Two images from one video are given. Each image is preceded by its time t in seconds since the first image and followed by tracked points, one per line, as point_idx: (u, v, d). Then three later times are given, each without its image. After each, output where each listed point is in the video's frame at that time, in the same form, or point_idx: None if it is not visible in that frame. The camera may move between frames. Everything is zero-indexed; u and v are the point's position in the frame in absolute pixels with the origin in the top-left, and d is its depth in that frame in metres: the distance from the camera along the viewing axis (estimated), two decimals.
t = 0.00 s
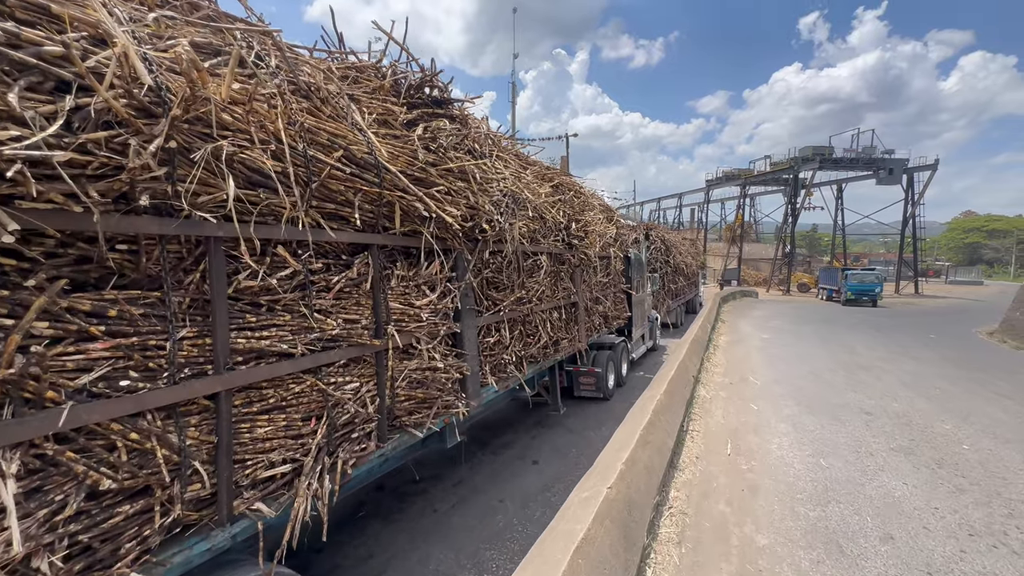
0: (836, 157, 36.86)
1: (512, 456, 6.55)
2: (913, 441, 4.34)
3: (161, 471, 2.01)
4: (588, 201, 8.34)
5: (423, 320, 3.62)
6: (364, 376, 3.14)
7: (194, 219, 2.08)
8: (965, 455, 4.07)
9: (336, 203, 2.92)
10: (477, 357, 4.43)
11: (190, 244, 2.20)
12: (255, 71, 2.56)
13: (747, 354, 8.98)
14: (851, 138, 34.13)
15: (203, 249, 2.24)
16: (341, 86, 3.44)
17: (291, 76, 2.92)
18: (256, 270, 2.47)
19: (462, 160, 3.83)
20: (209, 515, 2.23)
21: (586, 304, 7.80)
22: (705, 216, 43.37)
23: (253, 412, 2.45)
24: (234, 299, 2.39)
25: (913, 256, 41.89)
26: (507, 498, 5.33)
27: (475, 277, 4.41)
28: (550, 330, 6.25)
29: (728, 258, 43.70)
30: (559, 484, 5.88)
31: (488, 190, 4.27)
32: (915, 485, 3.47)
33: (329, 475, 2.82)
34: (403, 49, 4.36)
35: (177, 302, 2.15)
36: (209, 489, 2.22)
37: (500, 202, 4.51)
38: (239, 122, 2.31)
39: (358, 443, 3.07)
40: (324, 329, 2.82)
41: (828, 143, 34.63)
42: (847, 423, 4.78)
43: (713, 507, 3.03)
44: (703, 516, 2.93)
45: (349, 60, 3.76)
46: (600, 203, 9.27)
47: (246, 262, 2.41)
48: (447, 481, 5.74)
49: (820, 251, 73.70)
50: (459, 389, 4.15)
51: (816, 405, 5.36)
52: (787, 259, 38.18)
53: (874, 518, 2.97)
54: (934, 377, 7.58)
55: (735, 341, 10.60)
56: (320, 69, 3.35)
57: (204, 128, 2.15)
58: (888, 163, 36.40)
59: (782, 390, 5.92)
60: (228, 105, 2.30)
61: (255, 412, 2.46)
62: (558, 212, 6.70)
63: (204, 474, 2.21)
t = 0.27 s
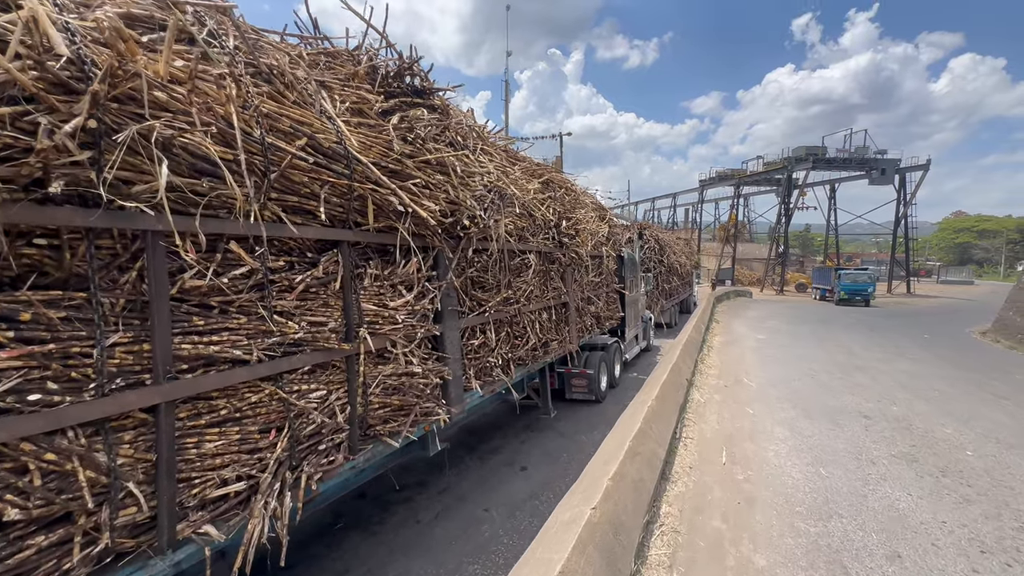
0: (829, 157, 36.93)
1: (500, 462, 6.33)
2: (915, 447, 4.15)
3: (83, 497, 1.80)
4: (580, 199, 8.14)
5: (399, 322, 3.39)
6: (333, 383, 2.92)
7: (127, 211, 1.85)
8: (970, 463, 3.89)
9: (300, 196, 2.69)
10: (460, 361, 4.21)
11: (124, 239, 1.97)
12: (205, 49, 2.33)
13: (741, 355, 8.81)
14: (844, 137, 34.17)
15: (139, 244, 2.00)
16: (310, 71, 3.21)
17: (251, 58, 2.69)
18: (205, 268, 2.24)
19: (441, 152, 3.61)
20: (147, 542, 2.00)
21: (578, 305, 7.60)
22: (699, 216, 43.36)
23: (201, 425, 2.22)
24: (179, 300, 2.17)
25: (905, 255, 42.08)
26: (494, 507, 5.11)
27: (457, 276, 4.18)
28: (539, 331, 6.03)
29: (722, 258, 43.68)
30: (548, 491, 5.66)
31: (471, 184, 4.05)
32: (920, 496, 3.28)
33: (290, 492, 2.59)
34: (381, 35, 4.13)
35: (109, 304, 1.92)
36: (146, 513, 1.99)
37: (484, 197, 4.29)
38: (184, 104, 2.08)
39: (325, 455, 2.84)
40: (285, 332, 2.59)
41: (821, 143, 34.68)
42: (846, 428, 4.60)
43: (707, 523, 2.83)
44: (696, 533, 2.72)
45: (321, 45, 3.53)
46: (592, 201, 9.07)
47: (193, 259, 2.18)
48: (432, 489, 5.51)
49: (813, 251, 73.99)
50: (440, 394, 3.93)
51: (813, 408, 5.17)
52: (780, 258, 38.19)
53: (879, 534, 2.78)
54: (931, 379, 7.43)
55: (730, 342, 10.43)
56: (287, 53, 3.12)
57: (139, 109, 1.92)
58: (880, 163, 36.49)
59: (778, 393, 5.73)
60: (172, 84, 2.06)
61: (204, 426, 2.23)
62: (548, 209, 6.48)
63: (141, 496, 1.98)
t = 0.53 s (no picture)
0: (824, 156, 36.92)
1: (487, 468, 6.09)
2: (920, 455, 3.94)
3: None
4: (571, 196, 7.91)
5: (371, 324, 3.15)
6: (294, 391, 2.68)
7: (35, 198, 1.63)
8: (978, 472, 3.68)
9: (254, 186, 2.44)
10: (440, 365, 3.98)
11: (34, 232, 1.72)
12: (139, 20, 2.08)
13: (736, 356, 8.61)
14: (839, 137, 34.12)
15: (53, 239, 1.75)
16: (272, 52, 2.96)
17: (199, 33, 2.44)
18: (137, 265, 2.00)
19: (418, 142, 3.37)
20: None
21: (569, 304, 7.37)
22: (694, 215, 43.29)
23: (132, 443, 1.97)
24: (105, 300, 1.92)
25: (899, 255, 42.14)
26: (479, 517, 4.87)
27: (436, 275, 3.94)
28: (528, 333, 5.80)
29: (717, 257, 43.62)
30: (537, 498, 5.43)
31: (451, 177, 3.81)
32: (928, 510, 3.07)
33: (241, 512, 2.35)
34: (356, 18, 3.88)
35: (16, 306, 1.67)
36: (61, 545, 1.74)
37: (466, 191, 4.05)
38: (107, 79, 1.84)
39: (284, 470, 2.60)
40: (236, 337, 2.34)
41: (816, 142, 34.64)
42: (846, 433, 4.40)
43: (701, 543, 2.60)
44: (689, 555, 2.50)
45: (287, 26, 3.28)
46: (585, 198, 8.85)
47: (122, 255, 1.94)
48: (414, 498, 5.26)
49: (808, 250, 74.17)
50: (417, 401, 3.69)
51: (812, 413, 4.97)
52: (775, 258, 38.14)
53: (887, 554, 2.56)
54: (930, 380, 7.26)
55: (725, 343, 10.22)
56: (246, 32, 2.86)
57: (48, 83, 1.67)
58: (874, 162, 36.50)
59: (775, 396, 5.53)
60: (91, 57, 1.82)
61: (136, 443, 1.98)
62: (537, 206, 6.25)
63: (55, 526, 1.74)
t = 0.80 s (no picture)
0: (821, 155, 36.85)
1: (478, 474, 5.90)
2: (926, 462, 3.77)
3: None
4: (565, 193, 7.72)
5: (347, 325, 2.96)
6: (259, 399, 2.48)
7: None
8: (988, 479, 3.51)
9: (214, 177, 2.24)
10: (424, 368, 3.79)
11: None
12: None
13: (734, 357, 8.45)
14: (835, 135, 34.09)
15: None
16: (240, 35, 2.76)
17: (152, 10, 2.24)
18: (73, 262, 1.80)
19: (398, 132, 3.18)
20: None
21: (563, 304, 7.19)
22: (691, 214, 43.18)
23: (67, 461, 1.77)
24: (35, 301, 1.73)
25: (895, 254, 42.15)
26: (467, 526, 4.68)
27: (420, 273, 3.75)
28: (519, 334, 5.62)
29: (713, 256, 43.55)
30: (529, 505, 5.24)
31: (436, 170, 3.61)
32: (938, 522, 2.89)
33: (197, 532, 2.15)
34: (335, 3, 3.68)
35: None
36: None
37: (452, 186, 3.86)
38: (35, 55, 1.65)
39: (248, 485, 2.40)
40: (192, 341, 2.14)
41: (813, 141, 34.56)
42: (849, 439, 4.23)
43: (698, 563, 2.42)
44: None
45: (258, 8, 3.07)
46: (579, 195, 8.67)
47: (56, 251, 1.74)
48: (401, 506, 5.07)
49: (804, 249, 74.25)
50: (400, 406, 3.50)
51: (812, 416, 4.80)
52: (772, 257, 38.08)
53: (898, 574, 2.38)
54: (931, 381, 7.10)
55: (723, 343, 10.06)
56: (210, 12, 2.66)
57: None
58: (871, 161, 36.45)
59: (774, 399, 5.35)
60: (14, 29, 1.63)
61: (72, 461, 1.79)
62: (529, 202, 6.06)
63: None
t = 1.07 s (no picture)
0: (820, 154, 36.70)
1: (472, 479, 5.69)
2: (942, 470, 3.57)
3: None
4: (562, 189, 7.51)
5: (325, 327, 2.74)
6: (225, 408, 2.26)
7: None
8: (1009, 489, 3.31)
9: (170, 163, 2.02)
10: (412, 372, 3.58)
11: None
12: None
13: (734, 357, 8.28)
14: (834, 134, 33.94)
15: None
16: (207, 12, 2.54)
17: None
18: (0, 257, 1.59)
19: (381, 119, 2.96)
20: None
21: (560, 303, 6.98)
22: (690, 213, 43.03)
23: None
24: None
25: (894, 253, 42.02)
26: (460, 536, 4.47)
27: (407, 271, 3.53)
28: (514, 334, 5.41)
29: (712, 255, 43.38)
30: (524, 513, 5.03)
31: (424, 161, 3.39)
32: (962, 538, 2.69)
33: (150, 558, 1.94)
34: None
35: None
36: None
37: (441, 178, 3.64)
38: None
39: (211, 504, 2.19)
40: (143, 346, 1.92)
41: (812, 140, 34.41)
42: (859, 445, 4.02)
43: None
44: None
45: None
46: (577, 192, 8.46)
47: None
48: (391, 514, 4.86)
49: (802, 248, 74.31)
50: (384, 413, 3.29)
51: (819, 421, 4.60)
52: (771, 256, 37.92)
53: None
54: (938, 382, 6.91)
55: (723, 343, 9.86)
56: None
57: None
58: (870, 160, 36.29)
59: (779, 403, 5.15)
60: None
61: None
62: (524, 197, 5.84)
63: None
